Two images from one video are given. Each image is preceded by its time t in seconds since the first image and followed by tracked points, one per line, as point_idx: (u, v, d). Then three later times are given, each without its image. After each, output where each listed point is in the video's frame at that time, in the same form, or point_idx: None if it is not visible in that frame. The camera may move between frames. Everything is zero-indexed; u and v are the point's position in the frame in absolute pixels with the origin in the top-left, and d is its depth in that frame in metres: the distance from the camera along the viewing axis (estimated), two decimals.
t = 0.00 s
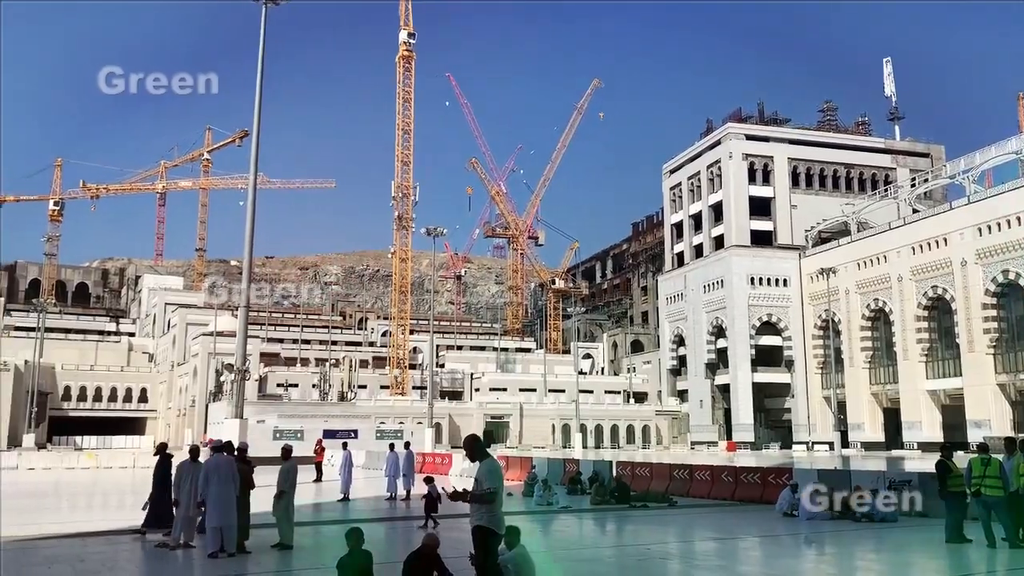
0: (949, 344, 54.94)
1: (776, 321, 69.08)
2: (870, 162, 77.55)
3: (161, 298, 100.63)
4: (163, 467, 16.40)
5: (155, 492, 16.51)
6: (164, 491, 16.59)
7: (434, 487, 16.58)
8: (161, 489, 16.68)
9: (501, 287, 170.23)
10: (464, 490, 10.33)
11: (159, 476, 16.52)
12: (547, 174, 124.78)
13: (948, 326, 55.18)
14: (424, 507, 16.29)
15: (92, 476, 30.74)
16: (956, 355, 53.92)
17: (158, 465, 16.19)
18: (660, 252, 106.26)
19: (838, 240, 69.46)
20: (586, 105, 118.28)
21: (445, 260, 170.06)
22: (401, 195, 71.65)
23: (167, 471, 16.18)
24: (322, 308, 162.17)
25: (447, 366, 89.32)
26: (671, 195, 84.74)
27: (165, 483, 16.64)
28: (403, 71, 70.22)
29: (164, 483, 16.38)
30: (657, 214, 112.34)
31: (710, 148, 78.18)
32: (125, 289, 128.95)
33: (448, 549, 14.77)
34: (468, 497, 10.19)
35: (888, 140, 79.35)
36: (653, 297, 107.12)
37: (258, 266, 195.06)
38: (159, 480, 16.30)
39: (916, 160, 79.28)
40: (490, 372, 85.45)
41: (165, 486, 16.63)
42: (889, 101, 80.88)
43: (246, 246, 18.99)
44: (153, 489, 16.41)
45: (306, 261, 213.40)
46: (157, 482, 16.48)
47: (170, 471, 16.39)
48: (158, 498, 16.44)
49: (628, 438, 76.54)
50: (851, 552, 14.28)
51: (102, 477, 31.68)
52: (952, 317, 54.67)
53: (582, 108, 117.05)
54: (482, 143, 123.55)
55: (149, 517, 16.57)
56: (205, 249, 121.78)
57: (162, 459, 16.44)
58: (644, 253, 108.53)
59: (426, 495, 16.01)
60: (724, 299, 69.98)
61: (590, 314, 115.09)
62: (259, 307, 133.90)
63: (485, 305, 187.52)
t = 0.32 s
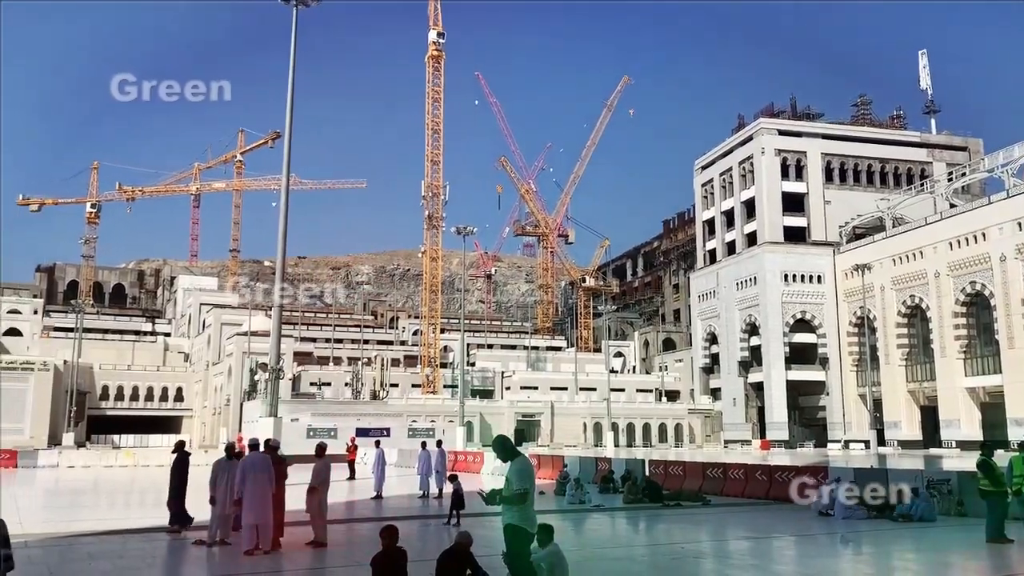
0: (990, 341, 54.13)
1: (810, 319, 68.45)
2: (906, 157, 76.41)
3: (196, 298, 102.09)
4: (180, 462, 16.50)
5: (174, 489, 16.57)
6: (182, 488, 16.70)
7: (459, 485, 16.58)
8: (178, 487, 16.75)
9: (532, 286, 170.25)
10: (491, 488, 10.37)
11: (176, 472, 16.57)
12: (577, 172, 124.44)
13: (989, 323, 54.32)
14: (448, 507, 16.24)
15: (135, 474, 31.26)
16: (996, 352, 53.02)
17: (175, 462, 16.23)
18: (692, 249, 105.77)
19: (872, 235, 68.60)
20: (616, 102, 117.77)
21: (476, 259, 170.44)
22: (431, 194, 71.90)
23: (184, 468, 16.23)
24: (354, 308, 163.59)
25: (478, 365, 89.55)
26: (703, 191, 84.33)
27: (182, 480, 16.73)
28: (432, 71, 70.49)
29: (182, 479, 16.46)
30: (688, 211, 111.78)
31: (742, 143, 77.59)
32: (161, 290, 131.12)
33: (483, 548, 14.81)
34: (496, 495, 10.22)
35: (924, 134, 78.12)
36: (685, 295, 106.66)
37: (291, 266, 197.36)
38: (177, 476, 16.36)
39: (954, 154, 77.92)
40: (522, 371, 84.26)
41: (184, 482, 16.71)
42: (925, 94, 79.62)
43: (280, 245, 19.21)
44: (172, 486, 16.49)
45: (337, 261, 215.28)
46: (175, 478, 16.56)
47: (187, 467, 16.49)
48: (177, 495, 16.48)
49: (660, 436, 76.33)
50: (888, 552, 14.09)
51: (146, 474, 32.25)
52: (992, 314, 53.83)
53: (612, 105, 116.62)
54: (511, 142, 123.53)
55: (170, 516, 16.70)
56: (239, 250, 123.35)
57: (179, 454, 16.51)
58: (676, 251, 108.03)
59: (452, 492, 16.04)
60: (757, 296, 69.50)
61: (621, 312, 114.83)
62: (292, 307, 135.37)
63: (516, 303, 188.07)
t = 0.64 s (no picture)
0: None
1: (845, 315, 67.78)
2: (943, 150, 75.19)
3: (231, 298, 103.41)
4: (199, 462, 16.35)
5: (190, 488, 16.47)
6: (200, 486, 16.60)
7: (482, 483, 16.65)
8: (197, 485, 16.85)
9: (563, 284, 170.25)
10: (524, 486, 10.25)
11: (192, 470, 16.42)
12: (607, 169, 124.08)
13: None
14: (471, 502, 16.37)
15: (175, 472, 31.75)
16: None
17: (192, 461, 16.02)
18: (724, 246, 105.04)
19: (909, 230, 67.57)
20: (646, 99, 117.11)
21: (507, 258, 170.69)
22: (461, 193, 72.11)
23: (202, 467, 16.16)
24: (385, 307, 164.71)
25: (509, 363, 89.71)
26: (736, 187, 83.67)
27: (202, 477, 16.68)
28: (462, 70, 70.64)
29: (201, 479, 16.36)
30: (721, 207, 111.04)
31: (774, 139, 76.85)
32: (196, 290, 133.08)
33: (515, 546, 14.85)
34: (529, 494, 10.08)
35: (961, 127, 76.80)
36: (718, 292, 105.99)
37: (324, 266, 199.44)
38: (197, 475, 16.24)
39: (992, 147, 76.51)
40: (553, 369, 84.23)
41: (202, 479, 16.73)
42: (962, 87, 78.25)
43: (313, 246, 19.41)
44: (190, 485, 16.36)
45: (369, 261, 216.93)
46: (192, 477, 16.41)
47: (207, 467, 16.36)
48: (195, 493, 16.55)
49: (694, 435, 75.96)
50: (928, 552, 13.89)
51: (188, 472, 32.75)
52: None
53: (643, 101, 116.01)
54: (541, 140, 123.53)
55: (184, 514, 16.81)
56: (273, 250, 124.78)
57: (195, 452, 16.29)
58: (708, 247, 107.39)
59: (479, 489, 16.11)
60: (791, 293, 68.87)
61: (652, 310, 114.45)
62: (326, 306, 136.68)
63: (548, 301, 188.36)
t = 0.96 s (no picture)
0: None
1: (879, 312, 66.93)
2: (979, 143, 73.90)
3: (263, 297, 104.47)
4: (215, 458, 16.73)
5: (206, 486, 16.70)
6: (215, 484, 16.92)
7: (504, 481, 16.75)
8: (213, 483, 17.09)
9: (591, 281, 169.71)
10: (555, 486, 10.26)
11: (209, 467, 16.68)
12: (636, 166, 123.50)
13: None
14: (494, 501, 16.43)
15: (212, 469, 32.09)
16: None
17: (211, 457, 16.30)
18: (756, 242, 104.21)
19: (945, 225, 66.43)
20: (675, 95, 116.29)
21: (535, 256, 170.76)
22: (489, 191, 72.17)
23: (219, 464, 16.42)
24: (414, 305, 165.53)
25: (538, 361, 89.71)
26: (767, 183, 82.96)
27: (219, 475, 16.90)
28: (490, 68, 70.71)
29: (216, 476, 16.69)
30: (752, 203, 110.33)
31: (806, 134, 76.06)
32: (229, 290, 134.76)
33: (548, 543, 14.90)
34: (561, 492, 10.04)
35: (998, 119, 75.39)
36: (749, 288, 105.22)
37: (354, 265, 201.10)
38: (214, 472, 16.47)
39: None
40: (582, 367, 84.11)
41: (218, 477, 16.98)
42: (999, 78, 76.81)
43: (342, 243, 19.59)
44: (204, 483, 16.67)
45: (399, 259, 218.30)
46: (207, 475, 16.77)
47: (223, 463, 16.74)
48: (212, 491, 16.76)
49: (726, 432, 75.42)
50: (966, 552, 13.68)
51: (226, 469, 33.07)
52: None
53: (672, 97, 115.31)
54: (569, 137, 123.18)
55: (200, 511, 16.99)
56: (304, 249, 125.97)
57: (214, 450, 16.58)
58: (739, 244, 106.62)
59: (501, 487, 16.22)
60: (824, 290, 68.12)
61: (683, 308, 113.76)
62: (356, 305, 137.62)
63: (577, 299, 188.37)
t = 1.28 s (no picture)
0: None
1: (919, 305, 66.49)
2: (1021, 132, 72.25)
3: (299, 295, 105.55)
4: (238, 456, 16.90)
5: (228, 485, 16.86)
6: (238, 480, 17.04)
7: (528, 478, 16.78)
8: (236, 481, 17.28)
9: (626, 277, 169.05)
10: (592, 481, 10.18)
11: (232, 467, 16.85)
12: (670, 160, 122.53)
13: None
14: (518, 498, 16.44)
15: (256, 464, 32.58)
16: None
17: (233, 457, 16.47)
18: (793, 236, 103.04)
19: (987, 216, 65.02)
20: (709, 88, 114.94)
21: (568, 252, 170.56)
22: (522, 187, 72.10)
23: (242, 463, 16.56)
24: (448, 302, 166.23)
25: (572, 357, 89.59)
26: (803, 175, 81.96)
27: (242, 474, 17.06)
28: (521, 64, 70.65)
29: (239, 474, 16.85)
30: (789, 197, 109.16)
31: (842, 125, 74.93)
32: (266, 288, 136.49)
33: (586, 540, 14.88)
34: (597, 488, 9.98)
35: None
36: (785, 283, 104.10)
37: (388, 262, 202.62)
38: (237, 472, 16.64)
39: None
40: (617, 363, 83.83)
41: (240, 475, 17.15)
42: None
43: (377, 239, 19.78)
44: (227, 480, 16.77)
45: (432, 256, 219.40)
46: (229, 472, 16.94)
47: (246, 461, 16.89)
48: (236, 489, 16.94)
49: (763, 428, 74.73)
50: (1011, 549, 13.41)
51: (269, 465, 33.50)
52: None
53: (706, 90, 114.13)
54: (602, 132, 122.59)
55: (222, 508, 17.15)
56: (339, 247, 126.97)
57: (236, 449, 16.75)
58: (776, 237, 105.52)
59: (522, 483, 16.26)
60: (862, 284, 67.44)
61: (719, 303, 112.71)
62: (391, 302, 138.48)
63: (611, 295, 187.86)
